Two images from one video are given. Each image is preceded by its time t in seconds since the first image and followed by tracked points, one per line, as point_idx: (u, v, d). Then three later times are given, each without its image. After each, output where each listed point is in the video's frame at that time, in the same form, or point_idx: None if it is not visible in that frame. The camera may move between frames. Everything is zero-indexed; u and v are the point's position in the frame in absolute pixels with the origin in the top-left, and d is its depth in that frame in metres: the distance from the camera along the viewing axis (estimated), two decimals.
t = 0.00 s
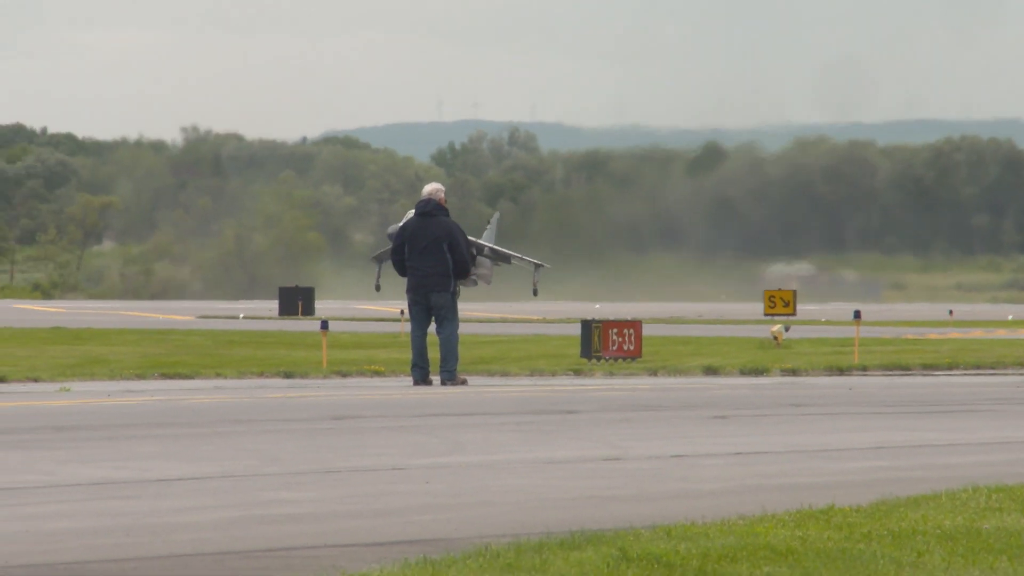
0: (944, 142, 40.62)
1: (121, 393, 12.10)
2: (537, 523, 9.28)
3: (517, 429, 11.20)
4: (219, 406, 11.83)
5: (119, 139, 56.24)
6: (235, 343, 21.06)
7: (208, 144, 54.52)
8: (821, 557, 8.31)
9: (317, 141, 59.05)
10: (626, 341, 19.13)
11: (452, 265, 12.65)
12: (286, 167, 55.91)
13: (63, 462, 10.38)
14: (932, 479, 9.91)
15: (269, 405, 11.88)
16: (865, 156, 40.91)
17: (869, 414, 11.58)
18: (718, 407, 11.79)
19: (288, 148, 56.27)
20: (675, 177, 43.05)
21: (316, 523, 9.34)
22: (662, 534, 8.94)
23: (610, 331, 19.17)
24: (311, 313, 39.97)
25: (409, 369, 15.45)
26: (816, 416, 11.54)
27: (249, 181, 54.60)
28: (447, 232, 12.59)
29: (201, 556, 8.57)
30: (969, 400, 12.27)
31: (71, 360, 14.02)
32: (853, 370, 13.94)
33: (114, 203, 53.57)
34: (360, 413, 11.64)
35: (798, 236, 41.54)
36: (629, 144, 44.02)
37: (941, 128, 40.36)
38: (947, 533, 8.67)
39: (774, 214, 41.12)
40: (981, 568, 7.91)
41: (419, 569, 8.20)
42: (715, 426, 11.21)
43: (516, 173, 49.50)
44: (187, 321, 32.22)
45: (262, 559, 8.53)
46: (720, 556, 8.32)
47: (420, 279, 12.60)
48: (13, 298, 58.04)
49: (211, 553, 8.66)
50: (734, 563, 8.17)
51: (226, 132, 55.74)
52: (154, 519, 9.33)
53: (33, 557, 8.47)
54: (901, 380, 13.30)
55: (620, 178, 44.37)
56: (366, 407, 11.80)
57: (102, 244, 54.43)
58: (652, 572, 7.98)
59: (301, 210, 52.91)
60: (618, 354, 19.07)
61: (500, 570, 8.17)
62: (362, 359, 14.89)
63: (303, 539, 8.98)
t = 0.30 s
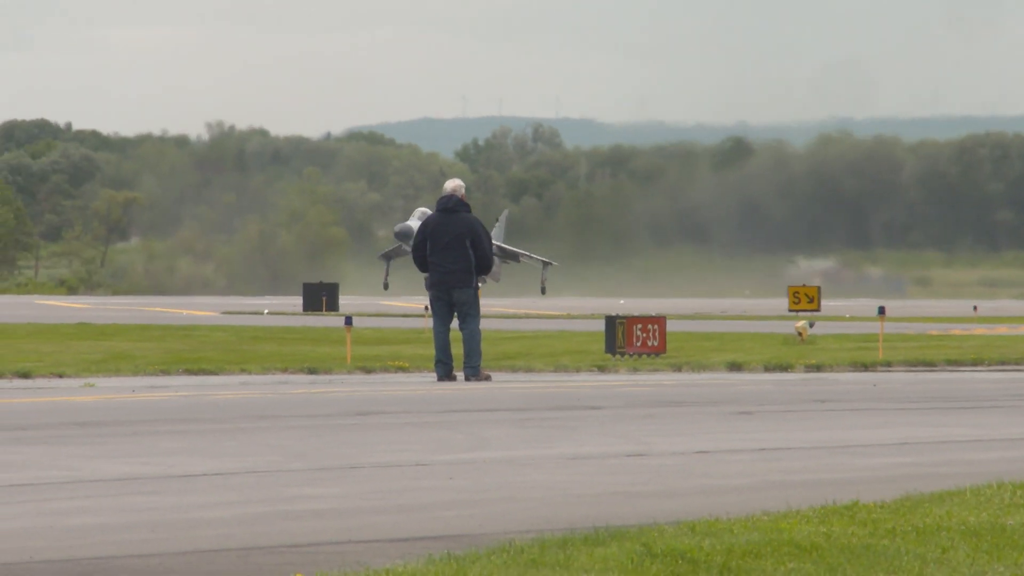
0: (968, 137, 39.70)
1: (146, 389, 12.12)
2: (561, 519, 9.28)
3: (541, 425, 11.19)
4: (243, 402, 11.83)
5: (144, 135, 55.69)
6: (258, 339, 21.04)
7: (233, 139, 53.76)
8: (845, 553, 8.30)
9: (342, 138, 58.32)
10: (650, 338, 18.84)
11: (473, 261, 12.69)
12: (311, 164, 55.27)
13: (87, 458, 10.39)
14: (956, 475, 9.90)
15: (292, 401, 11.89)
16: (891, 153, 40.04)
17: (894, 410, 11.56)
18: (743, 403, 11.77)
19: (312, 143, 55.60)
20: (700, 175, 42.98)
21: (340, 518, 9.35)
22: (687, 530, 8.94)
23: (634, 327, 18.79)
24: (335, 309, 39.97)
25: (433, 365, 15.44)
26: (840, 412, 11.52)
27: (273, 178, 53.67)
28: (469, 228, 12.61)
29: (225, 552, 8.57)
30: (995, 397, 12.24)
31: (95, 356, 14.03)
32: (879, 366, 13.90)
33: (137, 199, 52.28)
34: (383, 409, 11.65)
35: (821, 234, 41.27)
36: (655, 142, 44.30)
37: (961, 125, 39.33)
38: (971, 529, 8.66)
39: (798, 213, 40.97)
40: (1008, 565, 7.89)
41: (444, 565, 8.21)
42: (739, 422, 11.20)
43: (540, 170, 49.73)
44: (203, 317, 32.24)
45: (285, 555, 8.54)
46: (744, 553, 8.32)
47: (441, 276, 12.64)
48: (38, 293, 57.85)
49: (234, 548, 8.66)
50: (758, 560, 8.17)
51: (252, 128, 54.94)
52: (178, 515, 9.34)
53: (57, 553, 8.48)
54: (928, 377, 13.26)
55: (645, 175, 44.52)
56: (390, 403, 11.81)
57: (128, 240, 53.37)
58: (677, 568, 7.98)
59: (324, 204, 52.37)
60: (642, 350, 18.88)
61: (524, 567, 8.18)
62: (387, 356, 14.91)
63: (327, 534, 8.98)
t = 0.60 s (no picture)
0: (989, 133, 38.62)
1: (166, 386, 12.13)
2: (582, 516, 9.28)
3: (561, 421, 11.19)
4: (263, 399, 11.83)
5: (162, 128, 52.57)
6: (278, 335, 21.04)
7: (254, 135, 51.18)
8: (867, 549, 8.30)
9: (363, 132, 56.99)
10: (670, 335, 18.79)
11: (495, 257, 12.72)
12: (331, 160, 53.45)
13: (108, 454, 10.40)
14: (977, 472, 9.88)
15: (312, 398, 11.88)
16: (913, 151, 39.72)
17: (915, 407, 11.57)
18: (763, 400, 11.78)
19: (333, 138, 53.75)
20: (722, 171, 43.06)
21: (360, 515, 9.35)
22: (707, 527, 8.93)
23: (654, 324, 18.80)
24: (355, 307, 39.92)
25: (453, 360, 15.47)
26: (861, 408, 11.52)
27: (293, 175, 52.17)
28: (491, 224, 12.64)
29: (246, 549, 8.58)
30: (1016, 393, 12.25)
31: (116, 353, 14.03)
32: (897, 362, 13.95)
33: (158, 196, 49.36)
34: (404, 406, 11.65)
35: (838, 228, 40.50)
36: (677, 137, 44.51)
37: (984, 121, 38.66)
38: (992, 526, 8.65)
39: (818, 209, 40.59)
40: None
41: (465, 561, 8.21)
42: (760, 419, 11.21)
43: (561, 166, 50.59)
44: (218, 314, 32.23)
45: (306, 552, 8.55)
46: (765, 549, 8.32)
47: (463, 273, 12.67)
48: (59, 291, 57.38)
49: (255, 545, 8.67)
50: (779, 557, 8.16)
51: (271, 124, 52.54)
52: (199, 512, 9.35)
53: (79, 550, 8.48)
54: (946, 373, 13.29)
55: (665, 172, 44.45)
56: (409, 399, 11.82)
57: (148, 238, 50.77)
58: (699, 565, 7.97)
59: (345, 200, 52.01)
60: (662, 346, 18.77)
61: (545, 563, 8.18)
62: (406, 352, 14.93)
63: (348, 531, 8.99)
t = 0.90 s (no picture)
0: None
1: (201, 384, 12.14)
2: (617, 514, 9.27)
3: (596, 420, 11.19)
4: (299, 397, 11.84)
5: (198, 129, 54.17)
6: (312, 334, 21.01)
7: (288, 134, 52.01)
8: (901, 547, 8.30)
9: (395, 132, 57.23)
10: (705, 333, 18.48)
11: (530, 255, 12.76)
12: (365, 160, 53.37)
13: (143, 452, 10.41)
14: (1014, 471, 9.85)
15: (346, 396, 11.89)
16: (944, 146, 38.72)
17: (951, 405, 11.55)
18: (799, 398, 11.77)
19: (366, 135, 53.26)
20: (756, 169, 42.13)
21: (396, 513, 9.35)
22: (742, 525, 8.93)
23: (689, 322, 18.42)
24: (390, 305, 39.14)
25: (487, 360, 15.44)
26: (897, 408, 11.49)
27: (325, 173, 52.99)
28: (526, 223, 12.73)
29: (281, 546, 8.59)
30: None
31: (150, 351, 14.08)
32: (932, 361, 13.94)
33: (192, 195, 51.36)
34: (437, 404, 11.65)
35: (875, 228, 39.55)
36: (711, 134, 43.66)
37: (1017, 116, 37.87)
38: None
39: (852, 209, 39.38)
40: None
41: (500, 559, 8.20)
42: (795, 417, 11.19)
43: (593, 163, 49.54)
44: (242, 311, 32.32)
45: (341, 550, 8.56)
46: (800, 548, 8.31)
47: (499, 270, 12.74)
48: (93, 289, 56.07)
49: (290, 542, 8.68)
50: (813, 555, 8.15)
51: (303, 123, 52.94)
52: (234, 509, 9.35)
53: (114, 547, 8.49)
54: (984, 371, 13.27)
55: (697, 169, 43.75)
56: (443, 398, 11.81)
57: (183, 235, 52.03)
58: (733, 563, 7.97)
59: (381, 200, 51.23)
60: (696, 345, 18.49)
61: (580, 561, 8.17)
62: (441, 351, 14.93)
63: (382, 529, 8.99)
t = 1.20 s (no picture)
0: None
1: (237, 379, 12.16)
2: (652, 510, 9.26)
3: (632, 416, 11.18)
4: (335, 393, 11.84)
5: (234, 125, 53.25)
6: (347, 330, 21.00)
7: (324, 131, 52.21)
8: (937, 543, 8.30)
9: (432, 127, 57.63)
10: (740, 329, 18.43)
11: (567, 251, 12.78)
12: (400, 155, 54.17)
13: (179, 449, 10.42)
14: None
15: (380, 392, 11.89)
16: (980, 141, 37.69)
17: (989, 401, 11.54)
18: (835, 394, 11.76)
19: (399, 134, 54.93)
20: (792, 165, 42.38)
21: (431, 509, 9.35)
22: (778, 521, 8.92)
23: (724, 317, 18.37)
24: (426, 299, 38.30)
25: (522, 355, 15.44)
26: (934, 403, 11.49)
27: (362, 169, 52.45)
28: (562, 218, 12.75)
29: (316, 543, 8.58)
30: None
31: (187, 347, 14.10)
32: (969, 356, 13.97)
33: (228, 190, 49.85)
34: (472, 400, 11.65)
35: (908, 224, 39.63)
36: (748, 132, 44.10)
37: None
38: None
39: (885, 199, 39.42)
40: None
41: (536, 555, 8.20)
42: (831, 413, 11.18)
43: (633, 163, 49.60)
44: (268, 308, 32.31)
45: (376, 546, 8.56)
46: (835, 543, 8.30)
47: (537, 266, 12.77)
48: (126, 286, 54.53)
49: (326, 539, 8.67)
50: (849, 551, 8.14)
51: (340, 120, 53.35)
52: (269, 506, 9.34)
53: (148, 544, 8.48)
54: (1022, 367, 13.26)
55: (733, 166, 43.97)
56: (478, 393, 11.82)
57: (218, 231, 50.62)
58: (769, 559, 7.98)
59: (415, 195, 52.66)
60: (732, 341, 18.40)
61: (616, 557, 8.17)
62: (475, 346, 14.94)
63: (418, 525, 8.99)
